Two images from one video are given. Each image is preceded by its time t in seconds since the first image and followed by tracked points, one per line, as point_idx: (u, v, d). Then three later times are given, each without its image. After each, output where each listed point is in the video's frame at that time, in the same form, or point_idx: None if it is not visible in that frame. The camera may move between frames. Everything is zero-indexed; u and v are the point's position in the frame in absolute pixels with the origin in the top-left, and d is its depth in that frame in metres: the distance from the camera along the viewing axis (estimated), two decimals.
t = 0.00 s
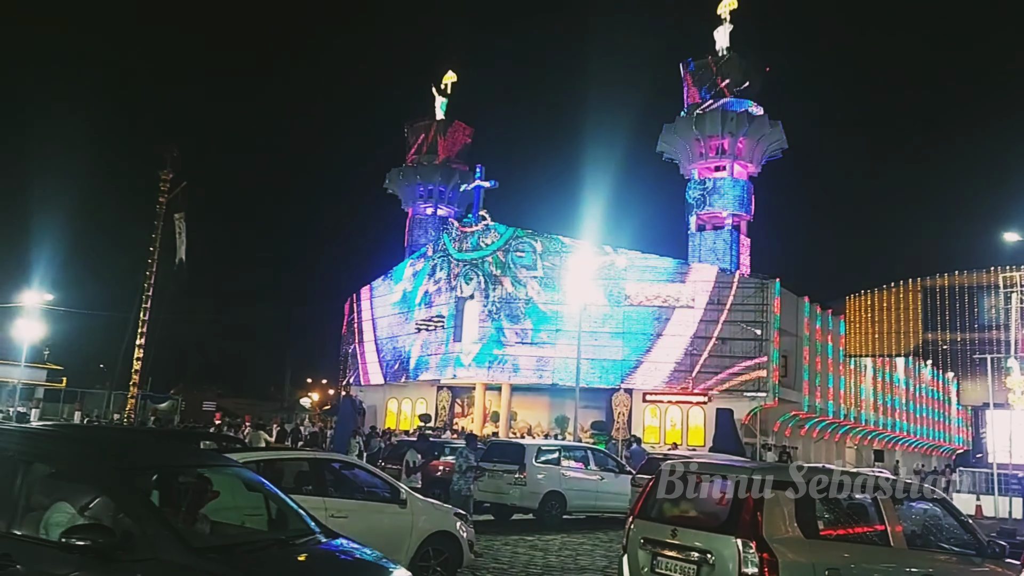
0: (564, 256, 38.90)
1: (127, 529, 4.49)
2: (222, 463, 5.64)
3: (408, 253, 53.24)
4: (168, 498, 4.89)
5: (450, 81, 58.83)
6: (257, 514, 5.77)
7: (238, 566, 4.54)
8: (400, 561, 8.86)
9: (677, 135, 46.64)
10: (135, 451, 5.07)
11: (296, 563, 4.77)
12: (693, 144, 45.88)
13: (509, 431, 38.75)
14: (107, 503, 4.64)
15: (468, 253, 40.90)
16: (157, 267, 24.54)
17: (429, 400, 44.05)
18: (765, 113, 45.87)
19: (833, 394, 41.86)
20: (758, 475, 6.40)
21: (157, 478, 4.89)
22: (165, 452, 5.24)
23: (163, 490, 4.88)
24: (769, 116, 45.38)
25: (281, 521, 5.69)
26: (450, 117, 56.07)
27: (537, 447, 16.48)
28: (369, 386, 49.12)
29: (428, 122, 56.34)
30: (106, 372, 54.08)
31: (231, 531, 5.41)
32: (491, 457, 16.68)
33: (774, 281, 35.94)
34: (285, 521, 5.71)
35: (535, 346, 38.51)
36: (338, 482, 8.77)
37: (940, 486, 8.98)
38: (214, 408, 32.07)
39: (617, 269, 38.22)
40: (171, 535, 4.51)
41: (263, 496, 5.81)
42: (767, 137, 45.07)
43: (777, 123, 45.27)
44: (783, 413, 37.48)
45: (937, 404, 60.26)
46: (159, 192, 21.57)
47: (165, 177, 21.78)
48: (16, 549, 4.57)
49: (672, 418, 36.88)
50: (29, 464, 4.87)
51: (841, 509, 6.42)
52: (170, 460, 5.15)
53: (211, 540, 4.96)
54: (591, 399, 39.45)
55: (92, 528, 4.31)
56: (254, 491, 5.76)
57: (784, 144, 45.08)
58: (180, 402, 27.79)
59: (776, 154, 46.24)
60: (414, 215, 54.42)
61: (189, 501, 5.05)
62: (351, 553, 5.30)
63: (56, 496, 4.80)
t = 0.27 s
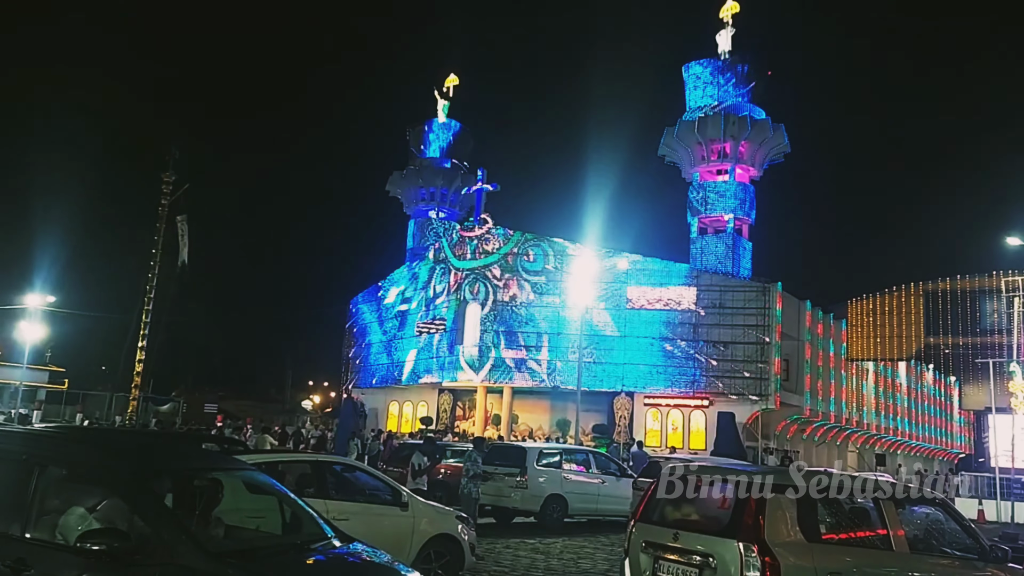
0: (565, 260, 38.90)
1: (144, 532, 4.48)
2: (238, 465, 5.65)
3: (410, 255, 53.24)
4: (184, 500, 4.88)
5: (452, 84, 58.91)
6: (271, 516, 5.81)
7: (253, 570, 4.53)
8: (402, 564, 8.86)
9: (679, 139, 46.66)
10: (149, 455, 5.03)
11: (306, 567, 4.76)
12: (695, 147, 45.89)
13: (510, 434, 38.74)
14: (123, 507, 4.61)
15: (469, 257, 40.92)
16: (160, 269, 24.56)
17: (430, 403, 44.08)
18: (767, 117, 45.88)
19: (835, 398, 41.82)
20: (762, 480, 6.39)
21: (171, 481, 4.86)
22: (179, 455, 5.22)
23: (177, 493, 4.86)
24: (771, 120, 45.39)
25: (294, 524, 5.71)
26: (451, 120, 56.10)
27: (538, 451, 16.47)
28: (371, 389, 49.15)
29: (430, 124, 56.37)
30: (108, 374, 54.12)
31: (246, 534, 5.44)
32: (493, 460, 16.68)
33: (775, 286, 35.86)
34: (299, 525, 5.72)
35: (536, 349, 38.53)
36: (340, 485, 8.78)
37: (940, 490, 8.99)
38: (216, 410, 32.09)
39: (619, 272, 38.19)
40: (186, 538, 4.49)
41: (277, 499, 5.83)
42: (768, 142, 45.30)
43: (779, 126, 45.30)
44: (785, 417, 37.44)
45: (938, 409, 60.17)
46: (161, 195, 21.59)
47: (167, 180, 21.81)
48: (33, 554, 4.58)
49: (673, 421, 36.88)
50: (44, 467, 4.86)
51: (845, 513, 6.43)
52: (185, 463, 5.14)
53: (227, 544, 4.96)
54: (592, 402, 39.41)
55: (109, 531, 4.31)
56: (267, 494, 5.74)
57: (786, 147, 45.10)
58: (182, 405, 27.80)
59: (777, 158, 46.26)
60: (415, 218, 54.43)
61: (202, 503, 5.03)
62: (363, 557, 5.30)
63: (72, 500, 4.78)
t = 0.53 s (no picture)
0: (565, 262, 38.86)
1: (158, 535, 4.49)
2: (252, 468, 5.61)
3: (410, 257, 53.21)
4: (198, 504, 4.84)
5: (453, 87, 58.95)
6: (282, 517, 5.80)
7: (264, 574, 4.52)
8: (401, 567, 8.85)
9: (679, 142, 46.69)
10: (160, 455, 5.01)
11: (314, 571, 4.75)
12: (696, 150, 45.92)
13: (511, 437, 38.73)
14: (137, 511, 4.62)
15: (468, 258, 40.93)
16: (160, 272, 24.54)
17: (431, 406, 44.08)
18: (768, 119, 45.88)
19: (836, 401, 41.81)
20: (763, 483, 6.38)
21: (184, 483, 4.83)
22: (191, 457, 5.15)
23: (190, 495, 4.81)
24: (771, 122, 45.38)
25: (307, 528, 5.70)
26: (452, 123, 56.13)
27: (538, 454, 16.45)
28: (371, 391, 49.16)
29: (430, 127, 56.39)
30: (108, 376, 54.10)
31: (258, 537, 5.49)
32: (493, 462, 16.65)
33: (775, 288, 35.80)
34: (312, 529, 5.70)
35: (536, 351, 38.53)
36: (340, 487, 8.79)
37: (942, 493, 8.98)
38: (217, 413, 32.09)
39: (619, 274, 38.16)
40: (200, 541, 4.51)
41: (290, 501, 5.84)
42: (768, 145, 45.23)
43: (780, 129, 45.27)
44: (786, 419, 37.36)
45: (939, 412, 60.19)
46: (162, 197, 21.61)
47: (167, 182, 21.81)
48: (46, 558, 4.62)
49: (673, 423, 37.08)
50: (55, 471, 4.89)
51: (847, 515, 6.42)
52: (198, 465, 5.10)
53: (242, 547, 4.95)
54: (592, 405, 39.47)
55: (123, 536, 4.39)
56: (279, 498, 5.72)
57: (787, 149, 45.11)
58: (182, 407, 27.78)
59: (778, 160, 46.27)
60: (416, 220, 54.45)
61: (215, 506, 4.99)
62: (374, 559, 5.31)
63: (83, 504, 4.80)
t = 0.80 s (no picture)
0: (565, 262, 38.93)
1: (173, 538, 4.44)
2: (268, 471, 5.46)
3: (411, 258, 53.19)
4: (213, 504, 4.76)
5: (453, 87, 58.94)
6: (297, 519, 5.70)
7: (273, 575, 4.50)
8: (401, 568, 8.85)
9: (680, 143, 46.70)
10: (174, 454, 4.98)
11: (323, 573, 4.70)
12: (696, 152, 45.96)
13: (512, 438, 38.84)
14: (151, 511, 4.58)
15: (468, 259, 41.05)
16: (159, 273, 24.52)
17: (431, 407, 44.07)
18: (768, 120, 45.85)
19: (836, 402, 41.83)
20: (763, 484, 6.38)
21: (198, 481, 4.77)
22: (206, 457, 5.05)
23: (204, 490, 4.76)
24: (772, 123, 45.35)
25: (323, 530, 5.63)
26: (452, 124, 56.12)
27: (538, 455, 16.43)
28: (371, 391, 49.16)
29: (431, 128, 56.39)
30: (108, 376, 54.08)
31: (271, 540, 5.43)
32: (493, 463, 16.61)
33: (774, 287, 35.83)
34: (328, 532, 5.61)
35: (536, 352, 38.54)
36: (340, 488, 8.82)
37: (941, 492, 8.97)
38: (217, 414, 32.08)
39: (619, 275, 38.21)
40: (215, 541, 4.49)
41: (306, 503, 5.69)
42: (769, 146, 45.17)
43: (780, 129, 45.24)
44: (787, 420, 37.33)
45: (939, 413, 60.25)
46: (162, 198, 21.61)
47: (168, 182, 21.81)
48: (61, 559, 4.61)
49: (674, 423, 37.26)
50: (70, 474, 4.88)
51: (849, 515, 6.41)
52: (212, 464, 5.00)
53: (255, 551, 4.83)
54: (593, 406, 39.51)
55: (137, 538, 4.37)
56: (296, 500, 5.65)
57: (787, 150, 45.10)
58: (182, 408, 27.78)
59: (779, 160, 46.25)
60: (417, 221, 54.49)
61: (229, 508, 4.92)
62: (384, 563, 5.26)
63: (100, 506, 4.80)
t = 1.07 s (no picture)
0: (566, 262, 38.95)
1: (186, 542, 4.44)
2: (282, 474, 5.47)
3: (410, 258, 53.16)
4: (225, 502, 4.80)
5: (452, 87, 58.94)
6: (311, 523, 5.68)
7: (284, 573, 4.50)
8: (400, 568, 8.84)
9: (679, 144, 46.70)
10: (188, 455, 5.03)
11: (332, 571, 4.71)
12: (696, 152, 45.97)
13: (511, 437, 38.76)
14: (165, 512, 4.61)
15: (468, 258, 40.62)
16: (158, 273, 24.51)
17: (431, 406, 44.09)
18: (767, 120, 45.89)
19: (836, 402, 41.83)
20: (763, 484, 6.38)
21: (209, 478, 4.83)
22: (219, 460, 5.09)
23: (216, 486, 4.83)
24: (771, 123, 45.39)
25: (338, 533, 5.59)
26: (452, 123, 56.08)
27: (537, 454, 16.42)
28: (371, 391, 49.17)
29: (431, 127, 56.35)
30: (107, 376, 54.03)
31: (285, 543, 5.48)
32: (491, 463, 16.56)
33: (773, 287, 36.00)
34: (342, 533, 5.59)
35: (536, 352, 38.61)
36: (340, 488, 8.83)
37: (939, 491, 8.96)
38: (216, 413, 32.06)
39: (618, 274, 38.19)
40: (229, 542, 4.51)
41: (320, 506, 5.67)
42: (769, 145, 45.18)
43: (780, 129, 45.28)
44: (786, 420, 37.31)
45: (938, 413, 60.29)
46: (161, 197, 21.58)
47: (167, 182, 21.81)
48: (74, 562, 4.58)
49: (673, 424, 37.33)
50: (83, 475, 4.87)
51: (848, 515, 6.41)
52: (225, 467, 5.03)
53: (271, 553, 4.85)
54: (592, 406, 39.53)
55: (152, 540, 4.30)
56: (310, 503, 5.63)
57: (787, 150, 45.15)
58: (181, 407, 27.77)
59: (778, 161, 46.29)
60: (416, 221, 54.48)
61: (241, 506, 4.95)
62: (391, 563, 5.21)
63: (114, 509, 4.77)
